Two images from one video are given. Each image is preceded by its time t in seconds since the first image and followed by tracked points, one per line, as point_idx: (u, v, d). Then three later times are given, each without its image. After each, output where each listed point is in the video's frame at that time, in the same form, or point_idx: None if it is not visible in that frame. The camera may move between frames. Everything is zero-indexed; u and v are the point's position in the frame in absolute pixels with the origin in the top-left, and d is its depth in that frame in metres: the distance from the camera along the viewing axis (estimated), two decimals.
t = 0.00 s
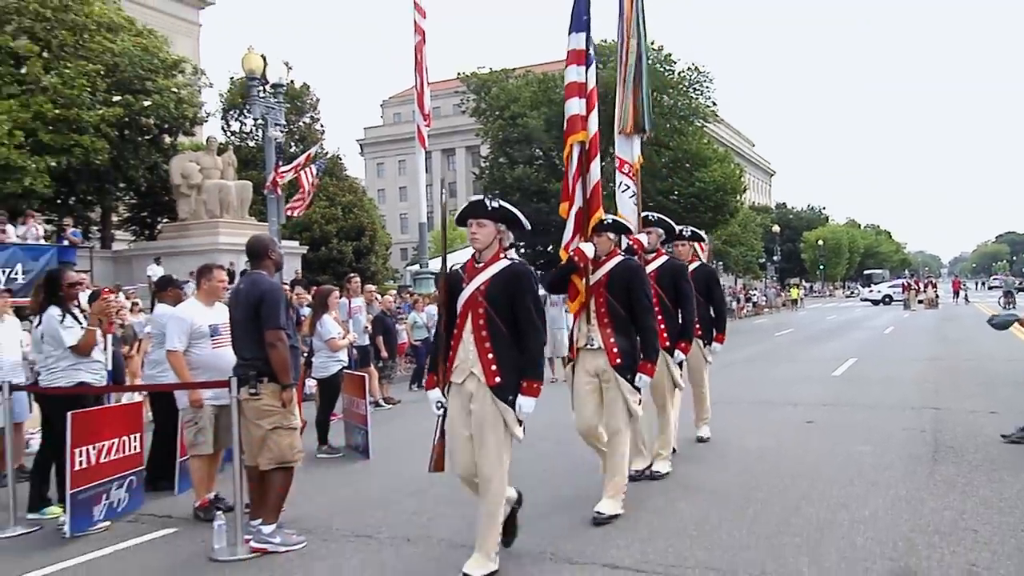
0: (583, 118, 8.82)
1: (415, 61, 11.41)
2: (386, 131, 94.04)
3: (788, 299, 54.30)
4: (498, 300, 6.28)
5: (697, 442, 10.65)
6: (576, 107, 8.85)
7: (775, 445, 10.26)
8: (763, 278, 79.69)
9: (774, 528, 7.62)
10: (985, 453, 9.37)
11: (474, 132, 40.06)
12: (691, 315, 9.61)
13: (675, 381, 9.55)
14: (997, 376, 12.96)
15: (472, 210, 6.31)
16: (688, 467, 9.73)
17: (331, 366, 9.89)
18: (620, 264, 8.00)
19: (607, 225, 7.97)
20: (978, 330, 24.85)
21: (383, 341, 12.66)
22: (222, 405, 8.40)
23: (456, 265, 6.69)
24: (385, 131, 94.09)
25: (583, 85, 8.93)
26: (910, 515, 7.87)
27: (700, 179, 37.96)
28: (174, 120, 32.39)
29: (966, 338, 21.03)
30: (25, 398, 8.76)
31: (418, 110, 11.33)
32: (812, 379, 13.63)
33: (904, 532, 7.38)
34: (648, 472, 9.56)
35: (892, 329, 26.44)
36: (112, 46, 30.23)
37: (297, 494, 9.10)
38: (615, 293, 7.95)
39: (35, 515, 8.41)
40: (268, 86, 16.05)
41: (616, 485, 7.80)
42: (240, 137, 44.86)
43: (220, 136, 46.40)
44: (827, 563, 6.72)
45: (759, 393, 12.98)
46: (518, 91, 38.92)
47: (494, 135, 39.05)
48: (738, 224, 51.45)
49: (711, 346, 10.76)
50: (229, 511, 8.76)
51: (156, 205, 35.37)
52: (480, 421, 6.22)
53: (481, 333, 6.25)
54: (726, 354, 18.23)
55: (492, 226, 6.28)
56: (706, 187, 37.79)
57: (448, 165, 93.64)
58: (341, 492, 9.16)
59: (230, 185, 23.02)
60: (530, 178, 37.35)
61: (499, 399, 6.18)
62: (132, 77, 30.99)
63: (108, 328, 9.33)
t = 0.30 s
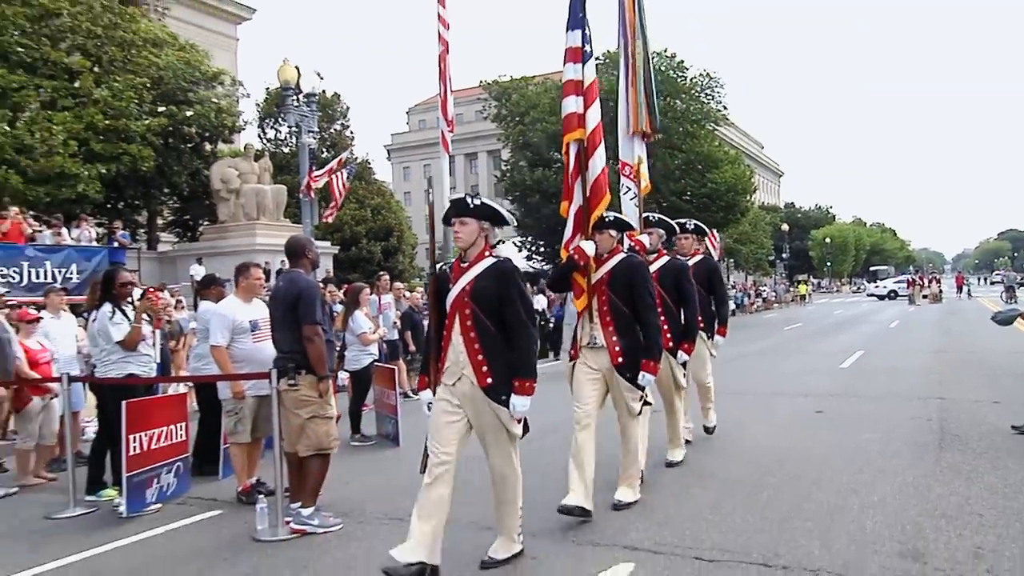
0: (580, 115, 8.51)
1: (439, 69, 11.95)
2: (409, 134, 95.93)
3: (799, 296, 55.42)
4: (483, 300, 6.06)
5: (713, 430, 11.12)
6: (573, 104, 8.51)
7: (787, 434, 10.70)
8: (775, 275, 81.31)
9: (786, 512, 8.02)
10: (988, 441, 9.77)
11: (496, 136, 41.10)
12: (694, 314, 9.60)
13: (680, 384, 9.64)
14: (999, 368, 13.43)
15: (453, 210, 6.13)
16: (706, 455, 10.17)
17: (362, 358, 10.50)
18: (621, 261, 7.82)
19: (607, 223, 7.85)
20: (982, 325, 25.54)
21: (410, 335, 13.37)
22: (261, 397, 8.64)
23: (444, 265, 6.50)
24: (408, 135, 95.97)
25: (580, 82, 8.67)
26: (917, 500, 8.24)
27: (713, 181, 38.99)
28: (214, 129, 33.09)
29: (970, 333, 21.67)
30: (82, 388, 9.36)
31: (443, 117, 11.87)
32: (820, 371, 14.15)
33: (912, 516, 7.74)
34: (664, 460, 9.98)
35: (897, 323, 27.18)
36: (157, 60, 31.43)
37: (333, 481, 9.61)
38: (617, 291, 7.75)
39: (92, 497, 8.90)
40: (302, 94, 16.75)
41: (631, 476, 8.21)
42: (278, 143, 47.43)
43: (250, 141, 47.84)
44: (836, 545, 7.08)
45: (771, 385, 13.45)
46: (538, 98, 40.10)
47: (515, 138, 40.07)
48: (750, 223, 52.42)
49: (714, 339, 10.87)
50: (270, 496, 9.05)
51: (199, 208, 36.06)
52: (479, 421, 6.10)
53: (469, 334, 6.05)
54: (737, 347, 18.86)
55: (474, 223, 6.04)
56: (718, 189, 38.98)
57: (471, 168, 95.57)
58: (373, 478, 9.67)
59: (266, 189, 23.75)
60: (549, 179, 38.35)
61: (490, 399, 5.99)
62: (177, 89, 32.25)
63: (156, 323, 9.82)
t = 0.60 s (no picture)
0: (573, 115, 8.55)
1: (463, 83, 12.71)
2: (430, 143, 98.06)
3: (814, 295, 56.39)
4: (462, 302, 6.00)
5: (730, 420, 11.62)
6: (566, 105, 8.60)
7: (802, 425, 11.15)
8: (783, 273, 83.66)
9: (802, 499, 8.31)
10: (996, 429, 10.17)
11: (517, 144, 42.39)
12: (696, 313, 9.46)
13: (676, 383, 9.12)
14: (1004, 360, 13.93)
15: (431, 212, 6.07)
16: (725, 442, 10.66)
17: (393, 356, 11.23)
18: (617, 263, 7.71)
19: (602, 223, 7.70)
20: (988, 318, 26.24)
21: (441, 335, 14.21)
22: (303, 392, 9.28)
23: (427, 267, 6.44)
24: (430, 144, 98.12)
25: (575, 83, 8.73)
26: (929, 486, 8.54)
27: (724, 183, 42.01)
28: (253, 143, 34.37)
29: (974, 327, 22.36)
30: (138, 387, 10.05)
31: (466, 128, 12.53)
32: (831, 367, 14.65)
33: (924, 501, 8.03)
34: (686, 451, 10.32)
35: (905, 318, 28.05)
36: (201, 82, 32.35)
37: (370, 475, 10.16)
38: (612, 292, 7.66)
39: (148, 488, 9.38)
40: (334, 110, 17.53)
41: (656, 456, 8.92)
42: (312, 155, 49.55)
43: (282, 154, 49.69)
44: (852, 529, 7.33)
45: (786, 379, 13.95)
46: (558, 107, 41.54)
47: (536, 145, 41.32)
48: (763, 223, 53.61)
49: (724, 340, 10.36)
50: (314, 484, 9.60)
51: (240, 219, 36.65)
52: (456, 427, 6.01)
53: (447, 337, 5.99)
54: (750, 344, 19.44)
55: (453, 225, 5.98)
56: (730, 191, 42.06)
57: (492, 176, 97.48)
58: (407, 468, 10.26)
59: (302, 199, 24.71)
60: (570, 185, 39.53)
61: (468, 402, 5.92)
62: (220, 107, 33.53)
63: (203, 325, 10.53)
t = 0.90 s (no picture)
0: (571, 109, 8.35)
1: (487, 90, 13.40)
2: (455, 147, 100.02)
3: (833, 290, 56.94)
4: (447, 297, 5.76)
5: (749, 408, 12.05)
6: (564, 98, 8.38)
7: (818, 412, 11.54)
8: (797, 269, 84.96)
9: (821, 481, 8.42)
10: (1007, 416, 10.44)
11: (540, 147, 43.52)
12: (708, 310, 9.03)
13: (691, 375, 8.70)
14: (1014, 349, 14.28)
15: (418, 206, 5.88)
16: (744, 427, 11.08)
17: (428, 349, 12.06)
18: (618, 257, 7.29)
19: (600, 217, 7.22)
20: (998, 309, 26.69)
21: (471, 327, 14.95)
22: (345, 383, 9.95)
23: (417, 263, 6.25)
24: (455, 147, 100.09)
25: (571, 74, 8.41)
26: (944, 469, 8.59)
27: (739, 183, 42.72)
28: (292, 151, 34.65)
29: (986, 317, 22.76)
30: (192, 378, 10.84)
31: (491, 133, 13.17)
32: (845, 358, 14.96)
33: (940, 484, 8.01)
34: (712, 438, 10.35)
35: (916, 310, 28.63)
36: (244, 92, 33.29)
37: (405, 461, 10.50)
38: (612, 287, 7.26)
39: (205, 472, 10.15)
40: (368, 118, 18.32)
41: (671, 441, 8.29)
42: (346, 160, 51.30)
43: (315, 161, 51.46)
44: (869, 511, 7.21)
45: (802, 369, 14.37)
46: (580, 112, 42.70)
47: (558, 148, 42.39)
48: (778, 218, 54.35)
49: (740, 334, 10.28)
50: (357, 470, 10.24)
51: (280, 221, 37.47)
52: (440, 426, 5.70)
53: (433, 332, 5.78)
54: (766, 336, 19.79)
55: (439, 219, 5.77)
56: (745, 190, 42.81)
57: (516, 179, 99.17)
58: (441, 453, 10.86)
59: (339, 203, 25.55)
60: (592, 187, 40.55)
61: (451, 399, 5.65)
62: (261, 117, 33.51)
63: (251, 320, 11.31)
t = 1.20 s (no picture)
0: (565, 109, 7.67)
1: (510, 95, 13.77)
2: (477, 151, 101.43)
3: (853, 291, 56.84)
4: (416, 308, 5.52)
5: (768, 405, 12.26)
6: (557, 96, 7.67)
7: (839, 409, 11.71)
8: (813, 270, 84.83)
9: (843, 472, 8.44)
10: None
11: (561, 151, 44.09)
12: (718, 310, 8.60)
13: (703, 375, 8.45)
14: None
15: (388, 211, 5.64)
16: (765, 422, 11.26)
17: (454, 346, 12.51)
18: (614, 261, 6.79)
19: (595, 219, 6.76)
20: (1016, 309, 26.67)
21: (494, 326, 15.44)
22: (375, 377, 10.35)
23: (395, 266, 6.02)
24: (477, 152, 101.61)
25: (565, 71, 7.75)
26: (963, 464, 8.54)
27: (757, 185, 42.93)
28: (322, 156, 36.31)
29: (1004, 316, 22.81)
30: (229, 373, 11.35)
31: (512, 138, 13.57)
32: (861, 357, 15.07)
33: (961, 479, 7.88)
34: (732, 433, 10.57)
35: (932, 310, 28.73)
36: (276, 101, 34.33)
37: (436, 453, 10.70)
38: (608, 293, 6.77)
39: (242, 463, 10.67)
40: (394, 123, 18.93)
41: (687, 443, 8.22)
42: (372, 165, 52.51)
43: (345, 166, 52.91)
44: (889, 505, 7.10)
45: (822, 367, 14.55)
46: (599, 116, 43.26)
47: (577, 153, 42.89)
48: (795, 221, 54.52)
49: (752, 333, 10.48)
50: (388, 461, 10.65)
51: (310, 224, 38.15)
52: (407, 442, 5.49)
53: (401, 343, 5.55)
54: (781, 335, 19.94)
55: (412, 224, 5.55)
56: (762, 193, 42.56)
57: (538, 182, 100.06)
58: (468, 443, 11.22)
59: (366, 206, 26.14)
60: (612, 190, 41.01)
61: (417, 413, 5.44)
62: (294, 124, 34.99)
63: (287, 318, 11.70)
